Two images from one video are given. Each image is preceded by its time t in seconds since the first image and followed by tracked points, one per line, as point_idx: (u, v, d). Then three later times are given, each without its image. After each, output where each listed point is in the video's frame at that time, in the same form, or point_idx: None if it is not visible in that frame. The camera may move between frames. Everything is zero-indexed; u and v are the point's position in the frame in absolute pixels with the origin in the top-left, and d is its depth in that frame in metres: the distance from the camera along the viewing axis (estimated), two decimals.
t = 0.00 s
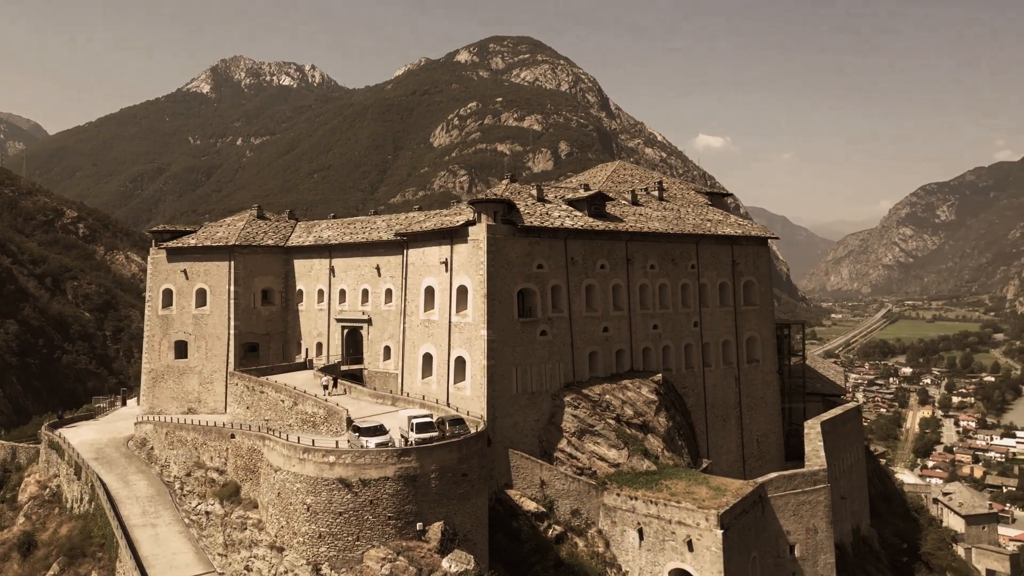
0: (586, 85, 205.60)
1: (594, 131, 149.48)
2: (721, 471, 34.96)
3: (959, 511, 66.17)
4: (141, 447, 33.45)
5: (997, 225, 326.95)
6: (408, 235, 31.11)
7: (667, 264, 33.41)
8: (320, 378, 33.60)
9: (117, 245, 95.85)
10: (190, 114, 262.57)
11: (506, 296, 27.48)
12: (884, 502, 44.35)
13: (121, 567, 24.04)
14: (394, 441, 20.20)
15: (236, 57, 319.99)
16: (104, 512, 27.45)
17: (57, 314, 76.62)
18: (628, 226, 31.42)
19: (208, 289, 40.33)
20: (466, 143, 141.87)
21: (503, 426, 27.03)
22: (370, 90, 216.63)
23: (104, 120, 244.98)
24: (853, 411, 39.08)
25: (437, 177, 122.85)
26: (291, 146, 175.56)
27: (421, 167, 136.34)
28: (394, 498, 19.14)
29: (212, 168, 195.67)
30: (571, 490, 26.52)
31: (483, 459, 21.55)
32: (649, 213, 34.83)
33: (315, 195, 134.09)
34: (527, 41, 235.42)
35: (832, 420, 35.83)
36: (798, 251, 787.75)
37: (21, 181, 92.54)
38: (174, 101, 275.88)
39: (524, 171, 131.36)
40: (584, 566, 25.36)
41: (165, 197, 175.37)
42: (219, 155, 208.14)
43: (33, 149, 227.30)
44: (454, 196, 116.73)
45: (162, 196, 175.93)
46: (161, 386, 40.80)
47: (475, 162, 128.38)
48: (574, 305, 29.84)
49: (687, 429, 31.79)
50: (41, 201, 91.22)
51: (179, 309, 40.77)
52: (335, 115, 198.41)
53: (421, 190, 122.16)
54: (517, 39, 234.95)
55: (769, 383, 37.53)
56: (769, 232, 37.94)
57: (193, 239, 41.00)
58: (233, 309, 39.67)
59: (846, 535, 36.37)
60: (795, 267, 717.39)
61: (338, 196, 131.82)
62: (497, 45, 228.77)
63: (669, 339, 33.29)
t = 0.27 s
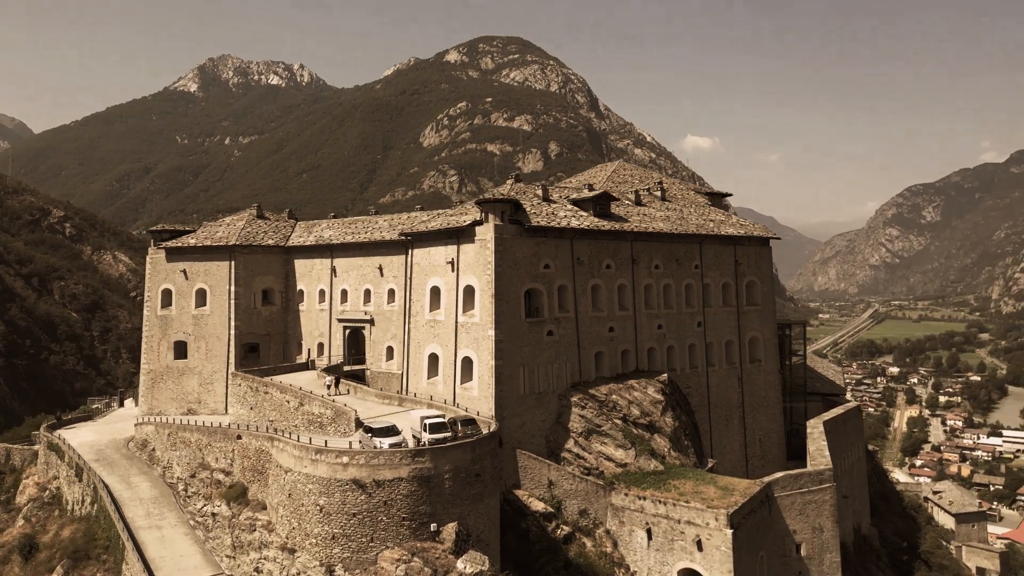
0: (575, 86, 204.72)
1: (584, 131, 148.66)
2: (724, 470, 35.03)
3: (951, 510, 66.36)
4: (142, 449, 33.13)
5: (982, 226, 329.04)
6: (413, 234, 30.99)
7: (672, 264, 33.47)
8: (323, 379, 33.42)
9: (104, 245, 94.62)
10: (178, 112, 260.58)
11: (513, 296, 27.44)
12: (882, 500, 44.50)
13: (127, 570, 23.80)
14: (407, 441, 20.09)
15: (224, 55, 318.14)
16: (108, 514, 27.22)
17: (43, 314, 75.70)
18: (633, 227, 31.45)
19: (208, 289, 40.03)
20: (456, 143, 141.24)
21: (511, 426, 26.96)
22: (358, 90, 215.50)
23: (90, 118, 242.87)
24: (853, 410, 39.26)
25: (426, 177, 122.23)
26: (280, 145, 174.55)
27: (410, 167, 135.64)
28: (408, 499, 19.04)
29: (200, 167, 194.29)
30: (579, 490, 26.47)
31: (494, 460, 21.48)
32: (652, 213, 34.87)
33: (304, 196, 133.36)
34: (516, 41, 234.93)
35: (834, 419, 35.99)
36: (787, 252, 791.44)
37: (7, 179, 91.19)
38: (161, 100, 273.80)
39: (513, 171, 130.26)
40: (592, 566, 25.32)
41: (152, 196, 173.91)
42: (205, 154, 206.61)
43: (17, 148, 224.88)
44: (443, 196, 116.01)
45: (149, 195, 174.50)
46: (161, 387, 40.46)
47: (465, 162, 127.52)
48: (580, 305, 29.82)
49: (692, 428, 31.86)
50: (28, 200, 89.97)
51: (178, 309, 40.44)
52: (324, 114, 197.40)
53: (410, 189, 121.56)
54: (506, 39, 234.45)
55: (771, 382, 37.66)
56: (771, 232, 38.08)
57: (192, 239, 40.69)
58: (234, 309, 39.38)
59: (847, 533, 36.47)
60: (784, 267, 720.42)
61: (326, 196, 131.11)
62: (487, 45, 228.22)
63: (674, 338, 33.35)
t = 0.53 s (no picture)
0: (565, 86, 204.82)
1: (574, 131, 148.68)
2: (728, 470, 35.11)
3: (941, 508, 66.75)
4: (144, 450, 32.84)
5: (968, 226, 331.31)
6: (419, 234, 30.88)
7: (677, 264, 33.52)
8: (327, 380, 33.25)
9: (92, 245, 93.58)
10: (166, 111, 259.07)
11: (522, 296, 27.40)
12: (880, 499, 44.66)
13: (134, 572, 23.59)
14: (421, 442, 20.01)
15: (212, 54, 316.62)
16: (113, 516, 27.04)
17: (30, 315, 74.95)
18: (639, 227, 31.46)
19: (208, 289, 39.72)
20: (446, 143, 140.79)
21: (519, 427, 26.92)
22: (348, 89, 214.71)
23: (77, 117, 240.90)
24: (855, 410, 39.43)
25: (416, 177, 121.85)
26: (269, 145, 173.66)
27: (400, 167, 135.10)
28: (423, 500, 18.98)
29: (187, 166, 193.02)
30: (587, 490, 26.45)
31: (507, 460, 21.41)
32: (656, 213, 34.91)
33: (293, 196, 132.67)
34: (506, 41, 234.67)
35: (837, 419, 36.14)
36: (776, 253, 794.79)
37: None
38: (149, 99, 271.92)
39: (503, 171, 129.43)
40: (602, 566, 25.29)
41: (139, 196, 172.62)
42: (193, 153, 205.23)
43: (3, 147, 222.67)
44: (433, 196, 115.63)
45: (136, 195, 173.20)
46: (161, 387, 40.12)
47: (455, 162, 127.01)
48: (587, 305, 29.82)
49: (697, 428, 31.91)
50: (16, 200, 88.88)
51: (178, 309, 40.09)
52: (313, 113, 196.62)
53: (401, 189, 121.16)
54: (496, 40, 234.21)
55: (774, 382, 37.79)
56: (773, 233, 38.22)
57: (193, 239, 40.39)
58: (235, 310, 39.12)
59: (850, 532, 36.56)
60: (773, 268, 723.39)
61: (315, 196, 130.55)
62: (477, 46, 227.88)
63: (678, 338, 33.41)
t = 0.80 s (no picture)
0: (556, 87, 204.88)
1: (564, 132, 148.56)
2: (732, 470, 35.20)
3: (932, 506, 67.05)
4: (146, 451, 32.53)
5: (955, 227, 333.78)
6: (425, 234, 30.76)
7: (682, 265, 33.59)
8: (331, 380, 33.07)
9: (80, 245, 92.55)
10: (154, 111, 257.35)
11: (530, 296, 27.37)
12: (879, 498, 44.79)
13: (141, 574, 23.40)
14: (434, 442, 19.94)
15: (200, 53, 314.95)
16: (118, 518, 26.83)
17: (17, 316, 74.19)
18: (645, 227, 31.50)
19: (209, 289, 39.43)
20: (437, 143, 140.45)
21: (528, 427, 26.87)
22: (337, 89, 213.94)
23: (63, 116, 238.88)
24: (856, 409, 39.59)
25: (406, 177, 121.54)
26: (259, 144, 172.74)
27: (390, 167, 134.59)
28: (438, 500, 18.93)
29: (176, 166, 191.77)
30: (596, 491, 26.41)
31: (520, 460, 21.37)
32: (660, 213, 34.95)
33: (282, 196, 132.01)
34: (496, 41, 234.53)
35: (840, 419, 36.29)
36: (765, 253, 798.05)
37: None
38: (136, 98, 269.96)
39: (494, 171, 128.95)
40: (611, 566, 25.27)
41: (126, 196, 171.25)
42: (181, 153, 203.89)
43: None
44: (424, 196, 115.34)
45: (123, 195, 171.88)
46: (161, 388, 39.79)
47: (446, 163, 126.60)
48: (594, 305, 29.83)
49: (702, 427, 31.98)
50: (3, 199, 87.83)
51: (179, 309, 39.77)
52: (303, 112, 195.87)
53: (391, 189, 120.85)
54: (486, 40, 234.05)
55: (776, 382, 37.93)
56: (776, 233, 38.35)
57: (193, 239, 40.08)
58: (237, 310, 38.85)
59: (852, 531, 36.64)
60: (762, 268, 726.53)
61: (305, 196, 129.93)
62: (467, 46, 227.63)
63: (683, 338, 33.48)
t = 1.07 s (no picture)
0: (546, 87, 204.72)
1: (555, 132, 148.26)
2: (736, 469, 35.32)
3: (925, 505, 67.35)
4: (148, 452, 32.25)
5: (942, 228, 335.89)
6: (431, 234, 30.65)
7: (686, 265, 33.64)
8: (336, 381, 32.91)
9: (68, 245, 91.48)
10: (141, 110, 255.39)
11: (538, 296, 27.35)
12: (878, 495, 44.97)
13: None
14: (449, 442, 19.88)
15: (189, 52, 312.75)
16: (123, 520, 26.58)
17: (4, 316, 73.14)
18: (650, 227, 31.53)
19: (211, 289, 39.16)
20: (427, 143, 139.94)
21: (537, 427, 26.83)
22: (326, 88, 213.00)
23: (49, 114, 236.62)
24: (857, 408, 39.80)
25: (396, 177, 121.22)
26: (248, 144, 171.68)
27: (379, 167, 133.98)
28: (454, 501, 18.88)
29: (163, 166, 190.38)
30: (605, 491, 26.38)
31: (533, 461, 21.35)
32: (665, 213, 35.00)
33: (271, 196, 131.26)
34: (486, 41, 234.08)
35: (842, 418, 36.49)
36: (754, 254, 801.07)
37: None
38: (123, 96, 267.78)
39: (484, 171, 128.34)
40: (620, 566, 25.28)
41: (113, 195, 169.84)
42: (168, 152, 202.41)
43: None
44: (415, 196, 114.90)
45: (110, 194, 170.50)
46: (161, 389, 39.46)
47: (437, 162, 126.15)
48: (601, 305, 29.84)
49: (708, 427, 32.07)
50: None
51: (179, 309, 39.47)
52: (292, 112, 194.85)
53: (381, 189, 120.42)
54: (476, 40, 233.64)
55: (779, 381, 38.07)
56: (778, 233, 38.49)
57: (193, 238, 39.78)
58: (239, 310, 38.60)
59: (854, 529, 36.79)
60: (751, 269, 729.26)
61: (294, 196, 129.22)
62: (457, 46, 227.12)
63: (688, 338, 33.57)
